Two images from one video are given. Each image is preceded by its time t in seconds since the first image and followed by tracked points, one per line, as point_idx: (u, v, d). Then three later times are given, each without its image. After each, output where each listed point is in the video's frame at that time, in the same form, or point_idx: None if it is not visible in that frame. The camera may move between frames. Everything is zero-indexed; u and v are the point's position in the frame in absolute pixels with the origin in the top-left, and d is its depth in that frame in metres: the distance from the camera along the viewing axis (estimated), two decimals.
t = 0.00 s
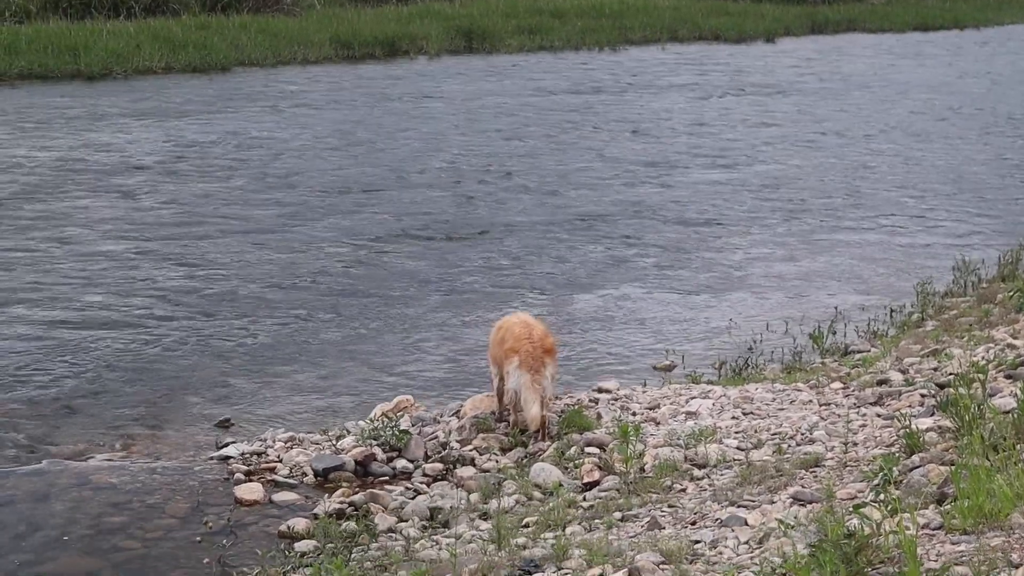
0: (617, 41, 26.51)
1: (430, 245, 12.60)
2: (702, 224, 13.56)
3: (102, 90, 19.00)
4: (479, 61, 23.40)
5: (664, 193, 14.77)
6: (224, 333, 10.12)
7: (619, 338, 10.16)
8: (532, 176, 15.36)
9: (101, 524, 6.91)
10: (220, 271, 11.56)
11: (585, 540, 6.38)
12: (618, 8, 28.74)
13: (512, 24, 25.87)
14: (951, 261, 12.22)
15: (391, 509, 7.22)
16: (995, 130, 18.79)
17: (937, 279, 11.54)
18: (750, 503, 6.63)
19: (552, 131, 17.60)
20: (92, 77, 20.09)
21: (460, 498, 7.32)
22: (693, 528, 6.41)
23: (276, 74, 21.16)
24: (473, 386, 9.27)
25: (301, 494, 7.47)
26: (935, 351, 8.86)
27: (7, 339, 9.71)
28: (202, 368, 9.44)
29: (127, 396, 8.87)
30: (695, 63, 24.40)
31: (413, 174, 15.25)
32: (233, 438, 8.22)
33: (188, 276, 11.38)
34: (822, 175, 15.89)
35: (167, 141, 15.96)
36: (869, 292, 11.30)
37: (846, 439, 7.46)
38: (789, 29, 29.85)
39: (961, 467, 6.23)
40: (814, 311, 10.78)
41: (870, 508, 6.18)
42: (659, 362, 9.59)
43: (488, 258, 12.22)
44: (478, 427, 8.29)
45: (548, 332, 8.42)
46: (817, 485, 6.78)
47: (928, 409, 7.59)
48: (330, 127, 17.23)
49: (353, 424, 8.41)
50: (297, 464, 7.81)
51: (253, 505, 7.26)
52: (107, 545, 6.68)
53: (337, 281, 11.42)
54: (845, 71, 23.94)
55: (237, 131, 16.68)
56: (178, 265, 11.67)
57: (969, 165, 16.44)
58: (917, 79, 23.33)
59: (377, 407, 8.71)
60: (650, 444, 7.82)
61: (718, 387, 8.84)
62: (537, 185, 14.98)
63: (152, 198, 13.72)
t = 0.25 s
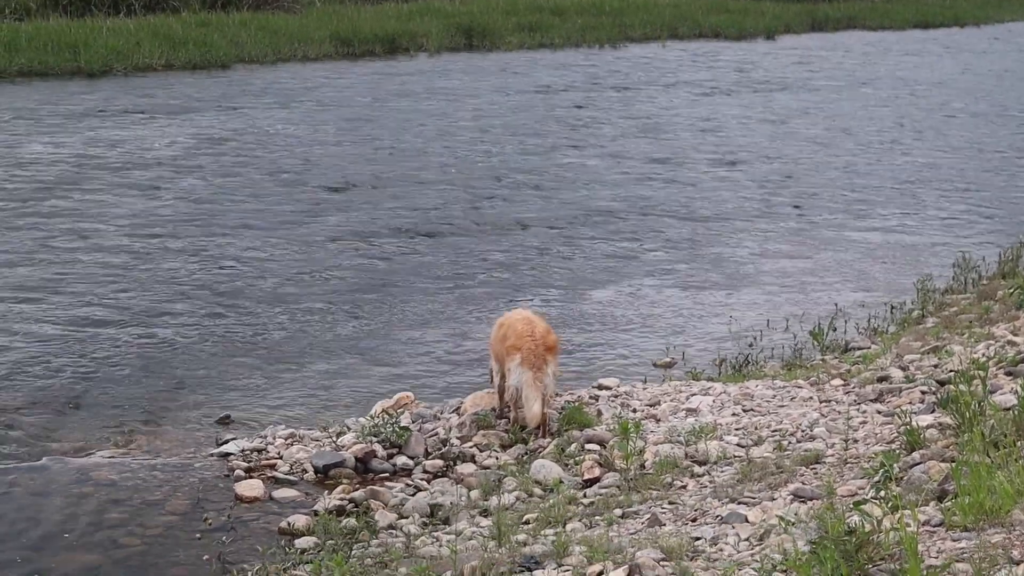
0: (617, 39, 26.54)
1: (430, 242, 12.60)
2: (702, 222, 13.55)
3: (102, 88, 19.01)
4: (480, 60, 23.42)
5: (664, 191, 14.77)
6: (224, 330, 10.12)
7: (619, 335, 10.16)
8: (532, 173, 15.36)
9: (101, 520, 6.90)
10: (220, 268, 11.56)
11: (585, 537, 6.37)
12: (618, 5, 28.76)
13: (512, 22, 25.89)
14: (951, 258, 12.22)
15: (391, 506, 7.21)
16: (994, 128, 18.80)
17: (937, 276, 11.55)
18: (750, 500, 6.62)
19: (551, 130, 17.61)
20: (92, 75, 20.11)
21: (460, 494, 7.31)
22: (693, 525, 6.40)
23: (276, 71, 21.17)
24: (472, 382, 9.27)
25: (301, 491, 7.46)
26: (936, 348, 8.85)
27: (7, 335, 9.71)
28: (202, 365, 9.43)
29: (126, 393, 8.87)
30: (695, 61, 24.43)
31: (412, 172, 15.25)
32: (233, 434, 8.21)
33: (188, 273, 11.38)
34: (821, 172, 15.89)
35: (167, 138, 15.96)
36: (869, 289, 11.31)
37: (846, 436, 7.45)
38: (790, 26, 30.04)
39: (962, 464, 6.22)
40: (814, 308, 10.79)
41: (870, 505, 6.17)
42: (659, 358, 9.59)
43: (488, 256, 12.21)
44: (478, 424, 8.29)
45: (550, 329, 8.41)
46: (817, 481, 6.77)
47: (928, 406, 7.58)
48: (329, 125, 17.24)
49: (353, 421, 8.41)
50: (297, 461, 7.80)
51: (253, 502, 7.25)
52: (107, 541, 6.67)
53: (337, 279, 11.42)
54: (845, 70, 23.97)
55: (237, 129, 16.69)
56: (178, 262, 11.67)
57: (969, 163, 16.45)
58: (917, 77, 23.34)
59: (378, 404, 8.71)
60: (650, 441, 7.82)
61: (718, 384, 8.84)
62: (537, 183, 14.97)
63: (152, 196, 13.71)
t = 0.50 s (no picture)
0: (617, 35, 26.53)
1: (429, 239, 12.60)
2: (702, 218, 13.55)
3: (102, 84, 18.99)
4: (479, 56, 23.40)
5: (663, 187, 14.76)
6: (224, 327, 10.11)
7: (619, 332, 10.15)
8: (531, 170, 15.35)
9: (101, 518, 6.89)
10: (220, 265, 11.55)
11: (585, 535, 6.36)
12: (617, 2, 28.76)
13: (511, 18, 25.88)
14: (950, 255, 12.22)
15: (391, 503, 7.20)
16: (994, 125, 18.80)
17: (937, 273, 11.56)
18: (750, 497, 6.61)
19: (551, 126, 17.60)
20: (91, 71, 20.09)
21: (459, 492, 7.30)
22: (693, 522, 6.40)
23: (275, 67, 21.15)
24: (472, 379, 9.27)
25: (301, 488, 7.45)
26: (936, 345, 8.85)
27: (6, 332, 9.69)
28: (202, 362, 9.42)
29: (126, 390, 8.86)
30: (694, 57, 24.43)
31: (411, 168, 15.23)
32: (233, 432, 8.21)
33: (188, 270, 11.37)
34: (821, 169, 15.89)
35: (166, 134, 15.95)
36: (868, 286, 11.31)
37: (846, 433, 7.45)
38: (790, 23, 30.05)
39: (961, 461, 6.21)
40: (814, 305, 10.80)
41: (870, 502, 6.16)
42: (659, 356, 9.59)
43: (487, 253, 12.20)
44: (478, 421, 8.28)
45: (550, 327, 8.40)
46: (817, 479, 6.76)
47: (928, 403, 7.57)
48: (329, 121, 17.22)
49: (353, 418, 8.40)
50: (297, 458, 7.79)
51: (253, 499, 7.24)
52: (107, 539, 6.65)
53: (337, 276, 11.41)
54: (845, 66, 23.97)
55: (237, 125, 16.68)
56: (177, 258, 11.66)
57: (968, 159, 16.44)
58: (916, 74, 23.33)
59: (377, 401, 8.71)
60: (650, 438, 7.81)
61: (718, 381, 8.84)
62: (536, 179, 14.96)
63: (151, 192, 13.70)
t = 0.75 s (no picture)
0: (618, 34, 26.52)
1: (430, 237, 12.60)
2: (702, 216, 13.55)
3: (103, 83, 18.99)
4: (480, 54, 23.40)
5: (664, 185, 14.76)
6: (225, 325, 10.11)
7: (619, 330, 10.16)
8: (532, 168, 15.35)
9: (101, 516, 6.89)
10: (221, 263, 11.55)
11: (585, 533, 6.36)
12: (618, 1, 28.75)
13: (512, 16, 25.87)
14: (950, 253, 12.22)
15: (391, 501, 7.20)
16: (994, 122, 18.79)
17: (937, 270, 11.56)
18: (750, 495, 6.62)
19: (551, 124, 17.60)
20: (92, 70, 20.09)
21: (460, 490, 7.30)
22: (693, 520, 6.40)
23: (276, 66, 21.15)
24: (473, 377, 9.27)
25: (301, 486, 7.46)
26: (936, 343, 8.85)
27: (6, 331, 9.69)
28: (201, 360, 9.43)
29: (126, 388, 8.86)
30: (695, 55, 24.42)
31: (411, 167, 15.23)
32: (233, 430, 8.21)
33: (189, 268, 11.37)
34: (821, 167, 15.89)
35: (167, 133, 15.94)
36: (869, 284, 11.31)
37: (846, 431, 7.45)
38: (790, 22, 30.05)
39: (961, 459, 6.21)
40: (815, 303, 10.80)
41: (870, 500, 6.16)
42: (660, 353, 9.59)
43: (487, 250, 12.21)
44: (478, 419, 8.29)
45: (551, 325, 8.41)
46: (817, 476, 6.75)
47: (928, 401, 7.58)
48: (329, 120, 17.22)
49: (354, 416, 8.40)
50: (297, 456, 7.80)
51: (254, 498, 7.25)
52: (107, 537, 6.66)
53: (337, 274, 11.41)
54: (845, 64, 23.97)
55: (238, 124, 16.68)
56: (178, 257, 11.66)
57: (969, 157, 16.43)
58: (916, 71, 23.34)
59: (378, 399, 8.71)
60: (650, 436, 7.81)
61: (718, 379, 8.84)
62: (536, 177, 14.97)
63: (152, 191, 13.70)
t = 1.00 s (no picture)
0: (618, 31, 26.51)
1: (429, 235, 12.59)
2: (702, 214, 13.54)
3: (103, 81, 18.98)
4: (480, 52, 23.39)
5: (664, 183, 14.75)
6: (225, 324, 10.11)
7: (620, 329, 10.15)
8: (532, 165, 15.34)
9: (102, 515, 6.88)
10: (221, 261, 11.54)
11: (586, 531, 6.36)
12: None
13: (512, 14, 25.86)
14: (951, 250, 12.21)
15: (392, 500, 7.19)
16: (994, 120, 18.78)
17: (938, 268, 11.55)
18: (751, 493, 6.61)
19: (551, 122, 17.59)
20: (91, 67, 20.07)
21: (461, 488, 7.30)
22: (694, 518, 6.40)
23: (275, 64, 21.14)
24: (473, 376, 9.27)
25: (302, 484, 7.46)
26: (936, 341, 8.86)
27: (6, 329, 9.69)
28: (201, 359, 9.42)
29: (127, 387, 8.86)
30: (694, 52, 24.41)
31: (411, 164, 15.22)
32: (234, 428, 8.20)
33: (189, 266, 11.36)
34: (821, 164, 15.88)
35: (167, 131, 15.94)
36: (869, 282, 11.30)
37: (847, 429, 7.45)
38: (790, 20, 30.05)
39: (962, 457, 6.21)
40: (815, 301, 10.80)
41: (871, 498, 6.16)
42: (661, 351, 9.58)
43: (487, 248, 12.20)
44: (478, 417, 8.29)
45: (552, 324, 8.41)
46: (818, 474, 6.75)
47: (929, 399, 7.57)
48: (329, 118, 17.21)
49: (354, 415, 8.40)
50: (298, 454, 7.80)
51: (255, 496, 7.24)
52: (108, 536, 6.65)
53: (337, 273, 11.40)
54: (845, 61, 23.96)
55: (238, 121, 16.67)
56: (178, 255, 11.65)
57: (969, 154, 16.42)
58: (916, 68, 23.34)
59: (379, 397, 8.70)
60: (651, 434, 7.81)
61: (719, 377, 8.84)
62: (536, 175, 14.96)
63: (152, 189, 13.69)
